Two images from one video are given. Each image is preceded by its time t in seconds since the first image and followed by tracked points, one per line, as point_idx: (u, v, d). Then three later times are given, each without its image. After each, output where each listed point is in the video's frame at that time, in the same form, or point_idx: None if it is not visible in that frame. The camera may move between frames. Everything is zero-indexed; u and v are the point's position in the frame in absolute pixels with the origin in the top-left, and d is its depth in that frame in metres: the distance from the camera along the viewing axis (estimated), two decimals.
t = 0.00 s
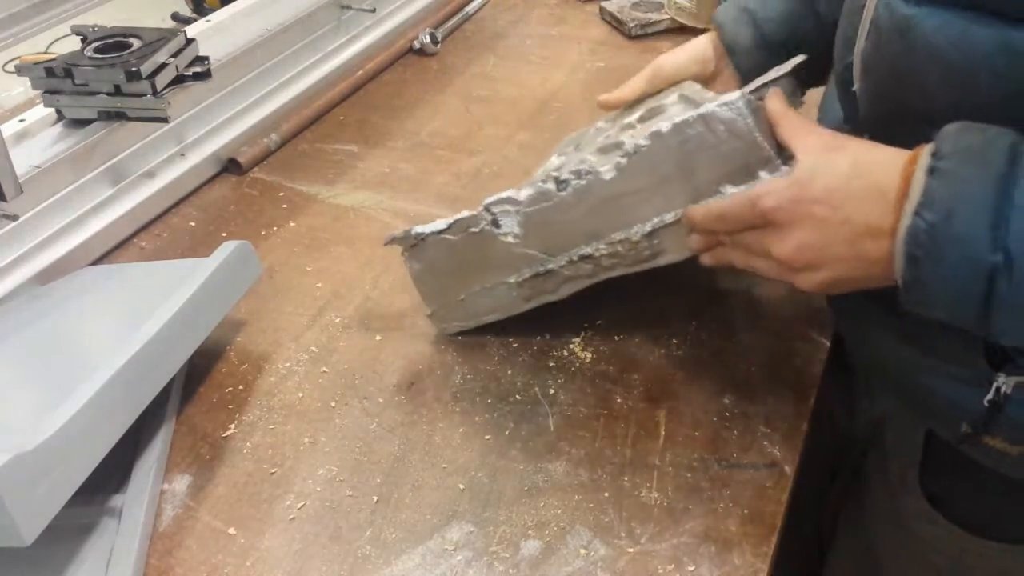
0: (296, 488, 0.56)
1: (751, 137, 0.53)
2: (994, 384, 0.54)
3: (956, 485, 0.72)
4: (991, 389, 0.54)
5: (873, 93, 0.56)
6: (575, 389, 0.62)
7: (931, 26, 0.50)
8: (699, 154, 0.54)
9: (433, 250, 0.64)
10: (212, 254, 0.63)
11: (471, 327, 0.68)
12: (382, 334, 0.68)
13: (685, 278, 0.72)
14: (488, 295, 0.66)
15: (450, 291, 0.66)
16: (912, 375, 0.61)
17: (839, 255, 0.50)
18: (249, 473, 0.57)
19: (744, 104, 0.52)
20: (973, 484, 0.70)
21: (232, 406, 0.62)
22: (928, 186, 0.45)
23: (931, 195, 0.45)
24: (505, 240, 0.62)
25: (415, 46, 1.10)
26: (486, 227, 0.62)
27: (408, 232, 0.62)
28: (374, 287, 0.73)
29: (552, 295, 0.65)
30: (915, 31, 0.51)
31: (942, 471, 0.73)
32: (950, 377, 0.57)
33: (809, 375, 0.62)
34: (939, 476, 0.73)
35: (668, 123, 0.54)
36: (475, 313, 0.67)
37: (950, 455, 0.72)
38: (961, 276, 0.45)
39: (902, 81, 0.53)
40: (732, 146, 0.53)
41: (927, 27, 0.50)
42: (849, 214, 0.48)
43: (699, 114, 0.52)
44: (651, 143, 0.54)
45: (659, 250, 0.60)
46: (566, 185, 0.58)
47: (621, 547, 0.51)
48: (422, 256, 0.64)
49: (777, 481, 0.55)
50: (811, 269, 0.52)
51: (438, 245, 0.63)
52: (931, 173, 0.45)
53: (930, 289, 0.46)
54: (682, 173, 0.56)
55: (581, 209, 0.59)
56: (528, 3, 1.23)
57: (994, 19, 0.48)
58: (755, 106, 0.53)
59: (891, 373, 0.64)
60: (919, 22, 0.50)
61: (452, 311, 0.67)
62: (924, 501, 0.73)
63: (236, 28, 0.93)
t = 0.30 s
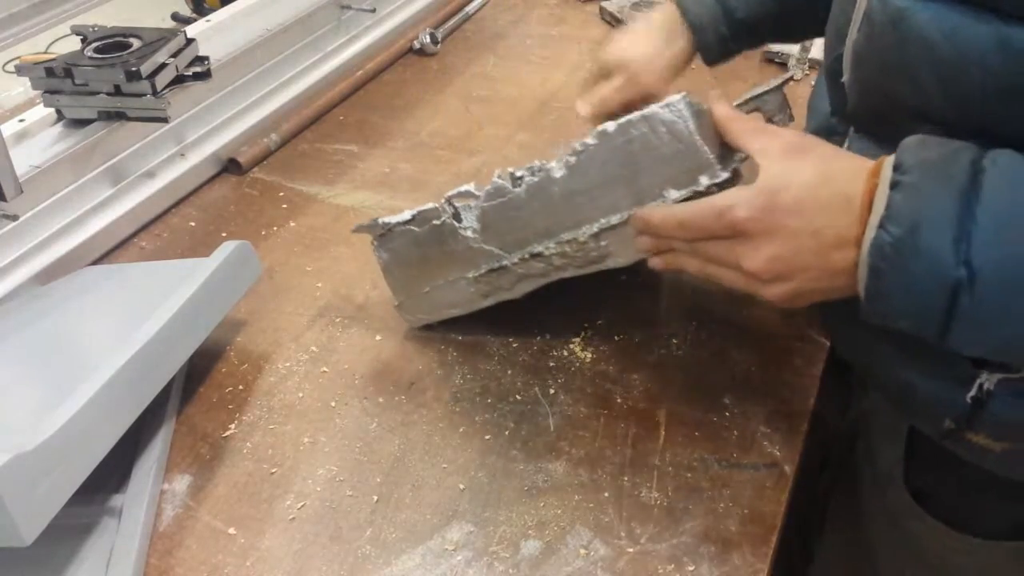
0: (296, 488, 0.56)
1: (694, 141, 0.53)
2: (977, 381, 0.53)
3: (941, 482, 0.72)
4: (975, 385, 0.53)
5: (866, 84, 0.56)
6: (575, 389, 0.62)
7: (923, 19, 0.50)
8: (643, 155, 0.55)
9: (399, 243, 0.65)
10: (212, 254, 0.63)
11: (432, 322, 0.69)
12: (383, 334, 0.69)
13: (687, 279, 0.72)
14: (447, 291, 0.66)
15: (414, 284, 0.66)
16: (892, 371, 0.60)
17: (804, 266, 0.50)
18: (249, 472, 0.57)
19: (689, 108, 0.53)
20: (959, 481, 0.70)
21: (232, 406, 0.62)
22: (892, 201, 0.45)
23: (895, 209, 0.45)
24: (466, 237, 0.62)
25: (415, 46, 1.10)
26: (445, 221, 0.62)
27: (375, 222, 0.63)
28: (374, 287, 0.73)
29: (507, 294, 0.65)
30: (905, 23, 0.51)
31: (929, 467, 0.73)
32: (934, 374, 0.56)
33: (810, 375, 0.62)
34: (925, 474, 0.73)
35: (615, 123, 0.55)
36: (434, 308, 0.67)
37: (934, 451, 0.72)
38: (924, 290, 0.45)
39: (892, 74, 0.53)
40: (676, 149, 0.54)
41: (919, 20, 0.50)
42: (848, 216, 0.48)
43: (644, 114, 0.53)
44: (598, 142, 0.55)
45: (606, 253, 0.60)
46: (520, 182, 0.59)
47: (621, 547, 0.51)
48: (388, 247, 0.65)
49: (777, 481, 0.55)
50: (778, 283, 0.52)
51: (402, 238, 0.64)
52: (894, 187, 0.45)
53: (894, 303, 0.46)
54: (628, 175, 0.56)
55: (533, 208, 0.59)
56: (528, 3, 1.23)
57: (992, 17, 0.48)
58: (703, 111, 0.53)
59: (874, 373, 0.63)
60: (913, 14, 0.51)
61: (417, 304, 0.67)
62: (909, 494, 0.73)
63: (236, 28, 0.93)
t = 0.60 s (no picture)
0: (296, 488, 0.56)
1: (686, 141, 0.53)
2: (999, 386, 0.53)
3: (962, 485, 0.71)
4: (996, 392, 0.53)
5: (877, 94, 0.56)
6: (575, 389, 0.62)
7: (943, 33, 0.50)
8: (636, 155, 0.54)
9: (397, 243, 0.65)
10: (212, 254, 0.63)
11: (430, 321, 0.69)
12: (383, 334, 0.69)
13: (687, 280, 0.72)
14: (445, 290, 0.66)
15: (411, 284, 0.66)
16: (910, 377, 0.60)
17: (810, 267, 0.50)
18: (249, 473, 0.57)
19: (680, 107, 0.52)
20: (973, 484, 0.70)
21: (232, 406, 0.62)
22: (895, 197, 0.45)
23: (898, 205, 0.45)
24: (461, 236, 0.62)
25: (415, 46, 1.10)
26: (440, 219, 0.62)
27: (372, 221, 0.63)
28: (375, 287, 0.74)
29: (505, 294, 0.65)
30: (925, 36, 0.51)
31: (948, 472, 0.72)
32: (955, 380, 0.56)
33: (811, 374, 0.62)
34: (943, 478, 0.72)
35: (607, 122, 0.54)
36: (432, 309, 0.67)
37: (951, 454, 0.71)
38: (924, 287, 0.45)
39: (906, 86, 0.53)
40: (668, 149, 0.54)
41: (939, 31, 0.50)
42: (856, 219, 0.48)
43: (637, 113, 0.53)
44: (592, 142, 0.54)
45: (602, 254, 0.60)
46: (516, 182, 0.58)
47: (621, 547, 0.51)
48: (386, 246, 0.65)
49: (777, 481, 0.55)
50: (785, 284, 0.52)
51: (400, 237, 0.64)
52: (898, 184, 0.45)
53: (895, 298, 0.47)
54: (621, 175, 0.55)
55: (528, 208, 0.59)
56: (528, 3, 1.23)
57: (1011, 32, 0.49)
58: (694, 111, 0.53)
59: (890, 378, 0.63)
60: (931, 29, 0.50)
61: (416, 303, 0.67)
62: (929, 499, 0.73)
63: (236, 28, 0.93)
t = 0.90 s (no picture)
0: (296, 488, 0.56)
1: (685, 141, 0.53)
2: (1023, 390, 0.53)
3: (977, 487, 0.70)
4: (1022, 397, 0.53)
5: (890, 113, 0.57)
6: (575, 389, 0.62)
7: (957, 64, 0.51)
8: (635, 155, 0.54)
9: (396, 243, 0.64)
10: (212, 254, 0.63)
11: (429, 321, 0.69)
12: (383, 334, 0.69)
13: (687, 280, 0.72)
14: (444, 290, 0.66)
15: (411, 283, 0.66)
16: (926, 381, 0.60)
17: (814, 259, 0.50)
18: (250, 473, 0.57)
19: (680, 107, 0.53)
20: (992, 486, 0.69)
21: (232, 406, 0.62)
22: (903, 192, 0.45)
23: (906, 201, 0.45)
24: (460, 236, 0.62)
25: (415, 46, 1.10)
26: (439, 219, 0.61)
27: (372, 221, 0.63)
28: (375, 287, 0.73)
29: (504, 294, 0.65)
30: (939, 66, 0.51)
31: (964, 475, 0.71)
32: (977, 382, 0.56)
33: (812, 374, 0.62)
34: (958, 480, 0.72)
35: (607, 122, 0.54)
36: (432, 309, 0.68)
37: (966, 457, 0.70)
38: (926, 283, 0.45)
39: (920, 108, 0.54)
40: (668, 149, 0.54)
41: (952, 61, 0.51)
42: (862, 210, 0.48)
43: (636, 113, 0.53)
44: (591, 142, 0.54)
45: (601, 253, 0.60)
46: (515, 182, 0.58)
47: (621, 547, 0.51)
48: (385, 246, 0.65)
49: (777, 481, 0.55)
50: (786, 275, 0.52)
51: (399, 238, 0.64)
52: (907, 179, 0.45)
53: (896, 292, 0.47)
54: (621, 175, 0.55)
55: (528, 208, 0.59)
56: (528, 3, 1.23)
57: None
58: (692, 110, 0.54)
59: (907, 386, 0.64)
60: (944, 58, 0.51)
61: (415, 303, 0.67)
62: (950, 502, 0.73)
63: (236, 28, 0.94)
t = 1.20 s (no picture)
0: (296, 488, 0.56)
1: (674, 128, 0.54)
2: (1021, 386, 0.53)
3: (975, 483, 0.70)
4: None
5: (887, 123, 0.57)
6: (575, 389, 0.62)
7: (949, 76, 0.51)
8: (626, 145, 0.54)
9: (392, 242, 0.65)
10: (212, 254, 0.63)
11: (429, 321, 0.69)
12: (383, 334, 0.69)
13: (687, 280, 0.72)
14: (440, 288, 0.66)
15: (409, 283, 0.66)
16: (922, 375, 0.60)
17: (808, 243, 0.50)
18: (249, 473, 0.57)
19: (667, 94, 0.53)
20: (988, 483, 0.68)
21: (231, 406, 0.62)
22: (896, 175, 0.45)
23: (898, 184, 0.45)
24: (453, 231, 0.62)
25: (415, 46, 1.10)
26: (433, 215, 0.62)
27: (368, 221, 0.63)
28: (374, 287, 0.74)
29: (500, 290, 0.65)
30: (930, 78, 0.52)
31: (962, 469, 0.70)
32: (974, 379, 0.56)
33: (811, 373, 0.62)
34: (957, 475, 0.71)
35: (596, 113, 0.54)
36: (431, 309, 0.68)
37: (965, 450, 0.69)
38: (914, 268, 0.46)
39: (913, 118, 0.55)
40: (657, 137, 0.54)
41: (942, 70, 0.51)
42: (854, 192, 0.48)
43: (624, 102, 0.53)
44: (582, 133, 0.54)
45: (595, 245, 0.60)
46: (508, 176, 0.58)
47: (621, 547, 0.51)
48: (382, 246, 0.65)
49: (777, 481, 0.55)
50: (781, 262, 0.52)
51: (395, 237, 0.64)
52: (901, 163, 0.45)
53: (884, 278, 0.47)
54: (612, 166, 0.55)
55: (522, 202, 0.59)
56: (528, 3, 1.23)
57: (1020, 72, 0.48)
58: (680, 98, 0.54)
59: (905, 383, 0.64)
60: (937, 70, 0.51)
61: (414, 303, 0.68)
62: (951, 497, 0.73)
63: (236, 28, 0.94)
